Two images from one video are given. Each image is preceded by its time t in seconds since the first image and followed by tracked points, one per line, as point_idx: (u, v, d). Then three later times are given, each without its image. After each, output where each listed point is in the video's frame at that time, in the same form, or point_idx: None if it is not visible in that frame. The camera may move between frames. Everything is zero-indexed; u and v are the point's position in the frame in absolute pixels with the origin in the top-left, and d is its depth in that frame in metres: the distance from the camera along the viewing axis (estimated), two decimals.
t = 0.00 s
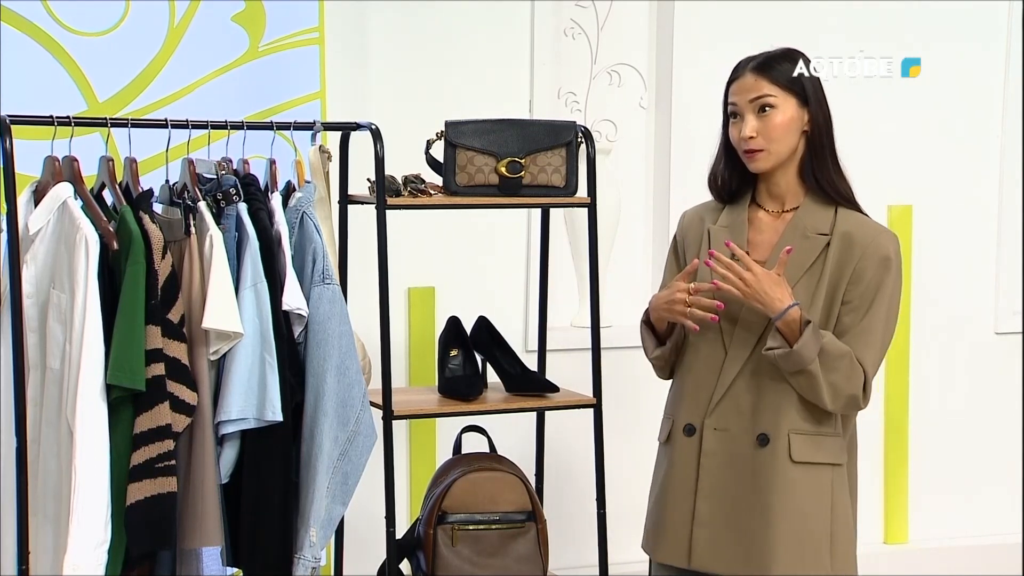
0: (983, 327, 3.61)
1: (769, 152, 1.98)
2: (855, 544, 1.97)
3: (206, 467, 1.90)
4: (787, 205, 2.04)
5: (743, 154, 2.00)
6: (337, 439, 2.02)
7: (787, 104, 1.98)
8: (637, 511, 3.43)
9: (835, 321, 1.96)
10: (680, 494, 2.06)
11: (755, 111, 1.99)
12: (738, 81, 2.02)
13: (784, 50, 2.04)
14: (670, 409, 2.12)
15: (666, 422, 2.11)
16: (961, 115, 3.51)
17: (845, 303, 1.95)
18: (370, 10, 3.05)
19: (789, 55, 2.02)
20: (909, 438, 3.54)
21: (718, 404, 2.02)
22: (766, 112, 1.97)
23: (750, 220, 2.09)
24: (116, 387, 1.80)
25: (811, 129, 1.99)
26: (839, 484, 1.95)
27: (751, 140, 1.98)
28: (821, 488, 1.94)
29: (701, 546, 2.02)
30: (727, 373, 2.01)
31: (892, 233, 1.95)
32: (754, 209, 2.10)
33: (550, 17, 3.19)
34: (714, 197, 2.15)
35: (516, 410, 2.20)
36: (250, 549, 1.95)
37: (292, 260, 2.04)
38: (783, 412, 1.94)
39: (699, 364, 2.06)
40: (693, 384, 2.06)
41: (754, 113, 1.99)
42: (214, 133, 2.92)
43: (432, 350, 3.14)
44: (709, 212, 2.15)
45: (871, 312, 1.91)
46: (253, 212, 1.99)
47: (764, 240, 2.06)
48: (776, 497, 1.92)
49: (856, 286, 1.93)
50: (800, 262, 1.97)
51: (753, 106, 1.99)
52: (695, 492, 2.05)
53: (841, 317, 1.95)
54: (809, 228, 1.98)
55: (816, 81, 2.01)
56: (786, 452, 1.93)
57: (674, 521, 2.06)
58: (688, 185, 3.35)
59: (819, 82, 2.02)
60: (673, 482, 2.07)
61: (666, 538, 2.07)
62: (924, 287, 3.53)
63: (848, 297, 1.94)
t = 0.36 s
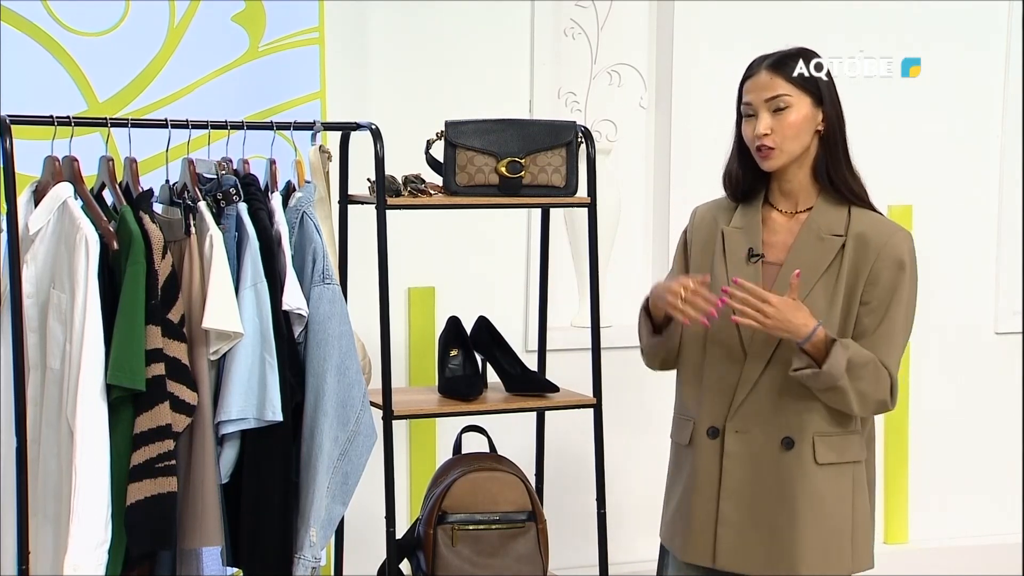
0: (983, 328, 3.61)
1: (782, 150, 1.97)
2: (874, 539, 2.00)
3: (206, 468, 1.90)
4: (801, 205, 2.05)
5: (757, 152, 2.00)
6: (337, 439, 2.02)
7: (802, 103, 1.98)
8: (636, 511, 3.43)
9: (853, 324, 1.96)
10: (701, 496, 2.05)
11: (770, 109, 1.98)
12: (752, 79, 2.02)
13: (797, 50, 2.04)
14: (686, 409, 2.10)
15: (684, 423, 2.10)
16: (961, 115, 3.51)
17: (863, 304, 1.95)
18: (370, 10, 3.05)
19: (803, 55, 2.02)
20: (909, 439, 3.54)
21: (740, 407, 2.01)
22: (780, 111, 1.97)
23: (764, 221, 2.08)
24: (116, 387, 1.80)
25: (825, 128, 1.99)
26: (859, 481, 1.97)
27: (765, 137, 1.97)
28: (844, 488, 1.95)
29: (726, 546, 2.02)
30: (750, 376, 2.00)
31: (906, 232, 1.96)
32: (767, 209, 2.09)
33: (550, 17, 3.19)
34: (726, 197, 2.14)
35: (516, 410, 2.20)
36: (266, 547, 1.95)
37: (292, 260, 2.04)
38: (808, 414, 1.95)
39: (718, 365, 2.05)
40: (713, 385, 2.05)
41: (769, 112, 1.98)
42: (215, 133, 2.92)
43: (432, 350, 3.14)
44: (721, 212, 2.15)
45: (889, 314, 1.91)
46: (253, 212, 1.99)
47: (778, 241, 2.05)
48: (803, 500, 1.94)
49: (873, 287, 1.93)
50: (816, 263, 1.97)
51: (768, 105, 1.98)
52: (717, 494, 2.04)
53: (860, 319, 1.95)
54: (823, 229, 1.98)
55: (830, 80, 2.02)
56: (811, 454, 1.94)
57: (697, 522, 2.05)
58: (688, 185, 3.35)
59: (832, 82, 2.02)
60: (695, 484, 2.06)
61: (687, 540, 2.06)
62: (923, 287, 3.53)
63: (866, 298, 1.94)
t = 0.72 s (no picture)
0: (983, 328, 3.61)
1: (793, 149, 1.98)
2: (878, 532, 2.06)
3: (206, 468, 1.90)
4: (806, 203, 2.06)
5: (766, 151, 2.00)
6: (337, 439, 2.02)
7: (814, 104, 1.98)
8: (637, 511, 3.43)
9: (863, 321, 2.00)
10: (710, 493, 2.05)
11: (782, 108, 1.99)
12: (764, 77, 2.02)
13: (807, 49, 2.05)
14: (689, 408, 2.09)
15: (688, 420, 2.08)
16: (961, 115, 3.51)
17: (873, 300, 1.99)
18: (369, 10, 3.04)
19: (814, 54, 2.03)
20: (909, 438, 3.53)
21: (751, 404, 2.02)
22: (792, 111, 1.98)
23: (770, 220, 2.09)
24: (116, 387, 1.80)
25: (834, 130, 2.01)
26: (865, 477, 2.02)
27: (775, 136, 1.97)
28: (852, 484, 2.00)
29: (735, 543, 2.03)
30: (760, 373, 2.01)
31: (910, 228, 2.00)
32: (772, 207, 2.10)
33: (550, 17, 3.19)
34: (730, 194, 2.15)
35: (515, 410, 2.20)
36: (270, 545, 1.95)
37: (291, 260, 2.04)
38: (821, 411, 1.98)
39: (727, 364, 2.05)
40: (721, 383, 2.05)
41: (781, 110, 1.99)
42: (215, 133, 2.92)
43: (432, 350, 3.14)
44: (724, 210, 2.15)
45: (900, 311, 1.96)
46: (253, 212, 1.99)
47: (784, 239, 2.06)
48: (816, 496, 1.97)
49: (883, 284, 1.97)
50: (825, 262, 1.99)
51: (780, 104, 1.99)
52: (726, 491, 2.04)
53: (869, 315, 1.99)
54: (830, 227, 2.00)
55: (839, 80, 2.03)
56: (824, 449, 1.98)
57: (705, 519, 2.05)
58: (688, 185, 3.35)
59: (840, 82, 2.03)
60: (704, 482, 2.05)
61: (696, 536, 2.06)
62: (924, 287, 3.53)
63: (876, 294, 1.98)
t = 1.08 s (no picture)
0: (983, 328, 3.61)
1: (797, 154, 1.98)
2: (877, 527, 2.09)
3: (206, 468, 1.90)
4: (810, 203, 2.06)
5: (770, 157, 2.00)
6: (336, 439, 2.02)
7: (816, 108, 1.98)
8: (637, 511, 3.43)
9: (866, 319, 2.01)
10: (717, 492, 2.05)
11: (785, 114, 1.98)
12: (765, 83, 2.01)
13: (807, 50, 2.03)
14: (694, 407, 2.08)
15: (693, 420, 2.07)
16: (961, 115, 3.51)
17: (877, 298, 2.00)
18: (369, 10, 3.04)
19: (813, 55, 2.02)
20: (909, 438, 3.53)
21: (756, 402, 2.01)
22: (795, 116, 1.97)
23: (774, 219, 2.09)
24: (116, 387, 1.80)
25: (837, 132, 2.01)
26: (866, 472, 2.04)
27: (780, 143, 1.97)
28: (857, 480, 2.02)
29: (741, 544, 2.02)
30: (767, 371, 2.01)
31: (913, 229, 2.02)
32: (776, 207, 2.10)
33: (550, 17, 3.19)
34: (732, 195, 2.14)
35: (515, 410, 2.20)
36: (272, 545, 1.96)
37: (292, 260, 2.04)
38: (828, 407, 1.99)
39: (731, 362, 2.05)
40: (725, 381, 2.05)
41: (783, 117, 1.98)
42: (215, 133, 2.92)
43: (432, 350, 3.15)
44: (725, 211, 2.14)
45: (905, 309, 1.97)
46: (253, 212, 1.99)
47: (789, 238, 2.06)
48: (824, 493, 1.98)
49: (887, 282, 1.98)
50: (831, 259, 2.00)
51: (784, 110, 1.98)
52: (733, 490, 2.04)
53: (873, 313, 2.00)
54: (836, 226, 2.01)
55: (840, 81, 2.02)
56: (831, 446, 1.99)
57: (712, 520, 2.05)
58: (688, 185, 3.35)
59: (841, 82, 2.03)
60: (711, 482, 2.05)
61: (703, 537, 2.05)
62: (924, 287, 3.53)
63: (880, 293, 1.99)
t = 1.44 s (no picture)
0: (983, 328, 3.61)
1: (791, 153, 1.98)
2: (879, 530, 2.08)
3: (206, 468, 1.90)
4: (808, 202, 2.06)
5: (765, 157, 2.00)
6: (337, 439, 2.02)
7: (807, 105, 1.98)
8: (637, 511, 3.43)
9: (867, 318, 2.01)
10: (716, 494, 2.04)
11: (776, 113, 1.98)
12: (754, 84, 2.01)
13: (794, 49, 2.03)
14: (694, 409, 2.09)
15: (692, 423, 2.08)
16: (962, 115, 3.51)
17: (877, 297, 2.00)
18: (369, 10, 3.04)
19: (801, 54, 2.02)
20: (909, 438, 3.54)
21: (755, 403, 2.01)
22: (786, 114, 1.97)
23: (771, 220, 2.09)
24: (116, 387, 1.80)
25: (830, 128, 2.02)
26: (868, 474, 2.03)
27: (773, 142, 1.97)
28: (858, 481, 2.01)
29: (741, 546, 2.02)
30: (767, 371, 2.01)
31: (912, 226, 2.01)
32: (773, 207, 2.10)
33: (550, 17, 3.19)
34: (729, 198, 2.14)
35: (516, 410, 2.20)
36: (272, 545, 1.95)
37: (292, 260, 2.04)
38: (828, 408, 1.98)
39: (730, 363, 2.05)
40: (725, 382, 2.05)
41: (775, 115, 1.98)
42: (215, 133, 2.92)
43: (432, 350, 3.15)
44: (723, 213, 2.14)
45: (905, 307, 1.97)
46: (253, 212, 1.99)
47: (788, 238, 2.06)
48: (824, 494, 1.98)
49: (887, 281, 1.98)
50: (830, 259, 2.00)
51: (774, 109, 1.98)
52: (731, 491, 2.04)
53: (873, 313, 2.00)
54: (835, 225, 2.01)
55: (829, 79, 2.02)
56: (831, 446, 1.98)
57: (711, 523, 2.04)
58: (688, 185, 3.35)
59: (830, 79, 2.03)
60: (710, 485, 2.04)
61: (701, 539, 2.05)
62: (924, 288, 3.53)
63: (880, 292, 1.99)
